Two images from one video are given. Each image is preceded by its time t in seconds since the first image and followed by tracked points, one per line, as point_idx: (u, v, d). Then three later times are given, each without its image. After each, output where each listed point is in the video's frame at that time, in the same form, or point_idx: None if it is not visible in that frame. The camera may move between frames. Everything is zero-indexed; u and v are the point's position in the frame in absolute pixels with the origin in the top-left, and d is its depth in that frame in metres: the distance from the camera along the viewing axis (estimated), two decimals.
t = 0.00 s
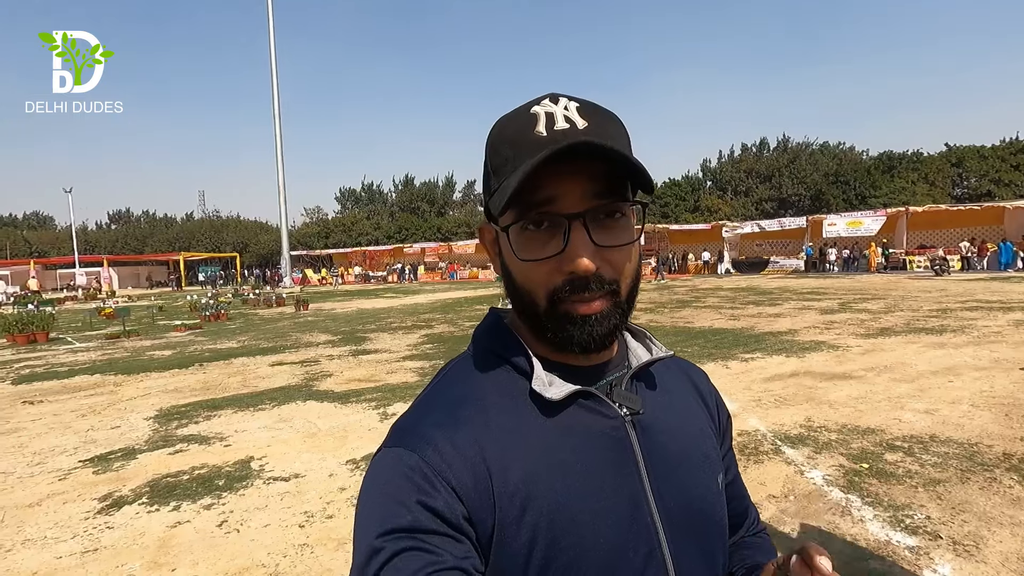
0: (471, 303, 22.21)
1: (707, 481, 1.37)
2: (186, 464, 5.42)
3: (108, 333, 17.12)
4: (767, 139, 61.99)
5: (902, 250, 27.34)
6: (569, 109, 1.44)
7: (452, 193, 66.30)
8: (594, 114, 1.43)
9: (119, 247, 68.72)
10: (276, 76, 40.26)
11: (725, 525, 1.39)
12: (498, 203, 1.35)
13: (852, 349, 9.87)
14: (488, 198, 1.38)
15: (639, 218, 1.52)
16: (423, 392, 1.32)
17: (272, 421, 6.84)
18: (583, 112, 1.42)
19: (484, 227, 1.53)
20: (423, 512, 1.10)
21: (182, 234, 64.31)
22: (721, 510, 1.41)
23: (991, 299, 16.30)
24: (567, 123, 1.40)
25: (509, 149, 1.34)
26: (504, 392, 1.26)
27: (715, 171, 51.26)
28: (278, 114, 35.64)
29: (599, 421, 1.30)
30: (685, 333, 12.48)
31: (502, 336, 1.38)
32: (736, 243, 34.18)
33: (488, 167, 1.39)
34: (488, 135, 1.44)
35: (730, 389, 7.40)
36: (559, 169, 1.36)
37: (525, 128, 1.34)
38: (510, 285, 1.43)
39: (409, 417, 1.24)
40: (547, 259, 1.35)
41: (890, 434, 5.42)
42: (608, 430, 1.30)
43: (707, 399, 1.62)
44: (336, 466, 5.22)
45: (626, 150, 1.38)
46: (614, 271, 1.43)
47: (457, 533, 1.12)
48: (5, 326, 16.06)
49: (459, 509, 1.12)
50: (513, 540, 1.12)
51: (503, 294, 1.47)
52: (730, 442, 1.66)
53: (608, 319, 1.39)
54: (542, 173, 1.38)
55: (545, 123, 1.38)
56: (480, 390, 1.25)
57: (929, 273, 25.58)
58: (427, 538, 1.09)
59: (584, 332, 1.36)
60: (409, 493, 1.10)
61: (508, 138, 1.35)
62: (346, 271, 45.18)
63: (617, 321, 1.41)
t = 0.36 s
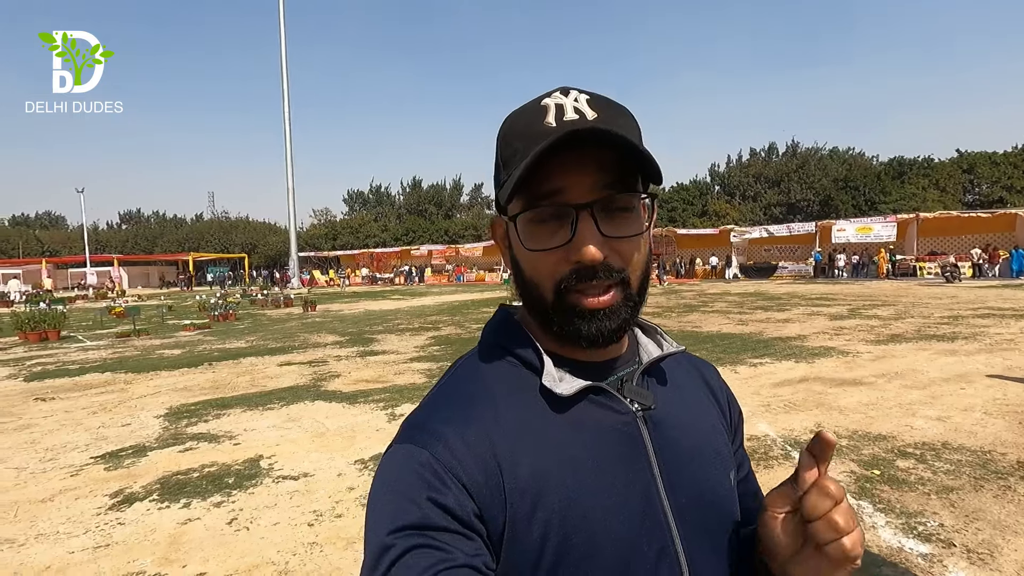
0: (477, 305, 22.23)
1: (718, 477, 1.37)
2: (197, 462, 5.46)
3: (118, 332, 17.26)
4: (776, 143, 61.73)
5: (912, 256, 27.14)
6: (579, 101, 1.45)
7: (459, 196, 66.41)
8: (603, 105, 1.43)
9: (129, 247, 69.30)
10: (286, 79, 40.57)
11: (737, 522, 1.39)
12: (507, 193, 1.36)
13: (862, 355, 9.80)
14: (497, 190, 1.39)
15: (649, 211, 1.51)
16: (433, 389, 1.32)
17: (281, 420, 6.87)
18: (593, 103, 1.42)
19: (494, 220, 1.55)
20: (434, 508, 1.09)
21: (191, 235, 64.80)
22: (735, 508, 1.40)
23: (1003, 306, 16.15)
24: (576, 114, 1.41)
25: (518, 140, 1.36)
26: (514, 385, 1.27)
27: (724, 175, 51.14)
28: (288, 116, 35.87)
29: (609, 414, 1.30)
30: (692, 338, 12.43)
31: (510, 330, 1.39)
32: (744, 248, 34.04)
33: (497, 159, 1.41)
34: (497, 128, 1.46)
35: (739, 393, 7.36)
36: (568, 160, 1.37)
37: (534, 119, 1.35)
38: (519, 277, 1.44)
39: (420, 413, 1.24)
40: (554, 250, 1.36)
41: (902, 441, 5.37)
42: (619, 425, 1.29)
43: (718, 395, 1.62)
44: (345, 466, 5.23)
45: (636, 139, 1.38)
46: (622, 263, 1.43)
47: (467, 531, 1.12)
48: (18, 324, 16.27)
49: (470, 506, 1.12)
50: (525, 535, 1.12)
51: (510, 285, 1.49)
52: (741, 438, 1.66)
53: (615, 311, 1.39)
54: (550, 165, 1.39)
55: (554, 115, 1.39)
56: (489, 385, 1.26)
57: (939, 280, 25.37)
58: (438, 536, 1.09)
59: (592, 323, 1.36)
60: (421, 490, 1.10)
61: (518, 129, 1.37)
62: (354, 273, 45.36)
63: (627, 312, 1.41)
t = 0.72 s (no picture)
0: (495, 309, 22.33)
1: (700, 473, 1.43)
2: (223, 454, 5.61)
3: (146, 327, 17.71)
4: (800, 153, 60.99)
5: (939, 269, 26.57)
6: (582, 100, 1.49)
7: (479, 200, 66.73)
8: (608, 106, 1.48)
9: (156, 245, 70.95)
10: (311, 82, 41.20)
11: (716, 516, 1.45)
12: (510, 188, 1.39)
13: (886, 367, 9.64)
14: (500, 182, 1.42)
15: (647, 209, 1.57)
16: (426, 389, 1.35)
17: (304, 416, 7.01)
18: (598, 103, 1.47)
19: (492, 213, 1.58)
20: (430, 511, 1.13)
21: (215, 234, 66.10)
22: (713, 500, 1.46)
23: None
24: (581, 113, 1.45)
25: (522, 136, 1.39)
26: (507, 384, 1.31)
27: (745, 184, 50.65)
28: (313, 119, 36.48)
29: (600, 412, 1.34)
30: (712, 346, 12.35)
31: (508, 327, 1.42)
32: (765, 258, 33.64)
33: (502, 151, 1.43)
34: (502, 121, 1.49)
35: (760, 403, 7.31)
36: (572, 158, 1.41)
37: (540, 115, 1.39)
38: (516, 269, 1.47)
39: (414, 413, 1.27)
40: (556, 245, 1.40)
41: (927, 454, 5.30)
42: (609, 424, 1.34)
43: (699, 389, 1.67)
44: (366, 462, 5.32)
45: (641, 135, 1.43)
46: (620, 260, 1.48)
47: (463, 532, 1.15)
48: (51, 317, 16.80)
49: (467, 507, 1.16)
50: (519, 532, 1.17)
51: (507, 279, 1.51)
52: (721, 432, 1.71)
53: (612, 306, 1.44)
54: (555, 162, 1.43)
55: (561, 111, 1.42)
56: (483, 384, 1.29)
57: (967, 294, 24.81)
58: (434, 539, 1.12)
59: (589, 318, 1.40)
60: (418, 493, 1.13)
61: (524, 124, 1.40)
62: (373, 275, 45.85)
63: (622, 308, 1.46)
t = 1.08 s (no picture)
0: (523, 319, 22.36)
1: (679, 451, 1.45)
2: (259, 448, 5.78)
3: (186, 325, 18.35)
4: (840, 169, 59.51)
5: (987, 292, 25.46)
6: (558, 98, 1.44)
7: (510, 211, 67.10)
8: (585, 105, 1.44)
9: (198, 247, 73.43)
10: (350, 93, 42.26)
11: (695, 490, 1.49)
12: (491, 194, 1.35)
13: (928, 390, 9.30)
14: (478, 185, 1.38)
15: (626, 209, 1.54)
16: (414, 385, 1.32)
17: (335, 415, 7.16)
18: (573, 102, 1.43)
19: (466, 212, 1.53)
20: (429, 510, 1.09)
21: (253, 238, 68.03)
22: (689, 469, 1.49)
23: None
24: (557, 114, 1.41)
25: (501, 138, 1.35)
26: (500, 377, 1.29)
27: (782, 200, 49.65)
28: (351, 128, 37.42)
29: (587, 397, 1.34)
30: (744, 362, 12.11)
31: (493, 324, 1.38)
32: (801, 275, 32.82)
33: (476, 154, 1.39)
34: (473, 120, 1.43)
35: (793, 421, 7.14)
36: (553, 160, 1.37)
37: (517, 117, 1.34)
38: (499, 272, 1.43)
39: (404, 411, 1.24)
40: (541, 250, 1.36)
41: (971, 481, 5.09)
42: (596, 406, 1.34)
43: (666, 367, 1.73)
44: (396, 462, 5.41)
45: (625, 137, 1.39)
46: (604, 262, 1.45)
47: (460, 527, 1.12)
48: (100, 313, 17.59)
49: (465, 501, 1.13)
50: (519, 519, 1.16)
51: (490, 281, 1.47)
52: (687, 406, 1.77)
53: (596, 307, 1.41)
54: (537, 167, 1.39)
55: (535, 112, 1.38)
56: (472, 374, 1.28)
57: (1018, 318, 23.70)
58: (431, 534, 1.09)
59: (575, 318, 1.38)
60: (414, 488, 1.10)
61: (500, 126, 1.35)
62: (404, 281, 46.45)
63: (605, 308, 1.44)
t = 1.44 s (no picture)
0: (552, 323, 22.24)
1: (678, 454, 1.42)
2: (295, 452, 5.85)
3: (224, 330, 18.86)
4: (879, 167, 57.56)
5: None
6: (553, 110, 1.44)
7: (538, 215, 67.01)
8: (580, 115, 1.44)
9: (235, 254, 75.50)
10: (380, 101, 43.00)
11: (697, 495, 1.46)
12: (497, 199, 1.31)
13: (982, 397, 8.84)
14: (481, 194, 1.35)
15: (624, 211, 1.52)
16: (417, 394, 1.29)
17: (368, 420, 7.21)
18: (569, 113, 1.43)
19: (462, 221, 1.48)
20: (434, 517, 1.06)
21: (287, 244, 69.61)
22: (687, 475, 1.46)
23: None
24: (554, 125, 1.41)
25: (504, 146, 1.32)
26: (503, 382, 1.26)
27: (818, 200, 48.25)
28: (381, 135, 38.02)
29: (588, 400, 1.30)
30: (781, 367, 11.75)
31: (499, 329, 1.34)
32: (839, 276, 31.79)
33: (479, 163, 1.36)
34: (472, 133, 1.41)
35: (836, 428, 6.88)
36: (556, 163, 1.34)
37: (519, 126, 1.33)
38: (504, 278, 1.38)
39: (407, 420, 1.21)
40: (548, 251, 1.32)
41: None
42: (598, 410, 1.31)
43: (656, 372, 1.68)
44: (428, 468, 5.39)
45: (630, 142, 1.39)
46: (607, 264, 1.42)
47: (464, 535, 1.09)
48: (144, 318, 18.24)
49: (471, 506, 1.10)
50: (525, 524, 1.12)
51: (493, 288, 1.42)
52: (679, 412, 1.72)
53: (601, 307, 1.38)
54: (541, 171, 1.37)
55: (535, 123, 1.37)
56: (475, 378, 1.25)
57: None
58: (435, 542, 1.06)
59: (581, 319, 1.34)
60: (417, 495, 1.07)
61: (501, 136, 1.34)
62: (433, 286, 46.82)
63: (609, 308, 1.40)
